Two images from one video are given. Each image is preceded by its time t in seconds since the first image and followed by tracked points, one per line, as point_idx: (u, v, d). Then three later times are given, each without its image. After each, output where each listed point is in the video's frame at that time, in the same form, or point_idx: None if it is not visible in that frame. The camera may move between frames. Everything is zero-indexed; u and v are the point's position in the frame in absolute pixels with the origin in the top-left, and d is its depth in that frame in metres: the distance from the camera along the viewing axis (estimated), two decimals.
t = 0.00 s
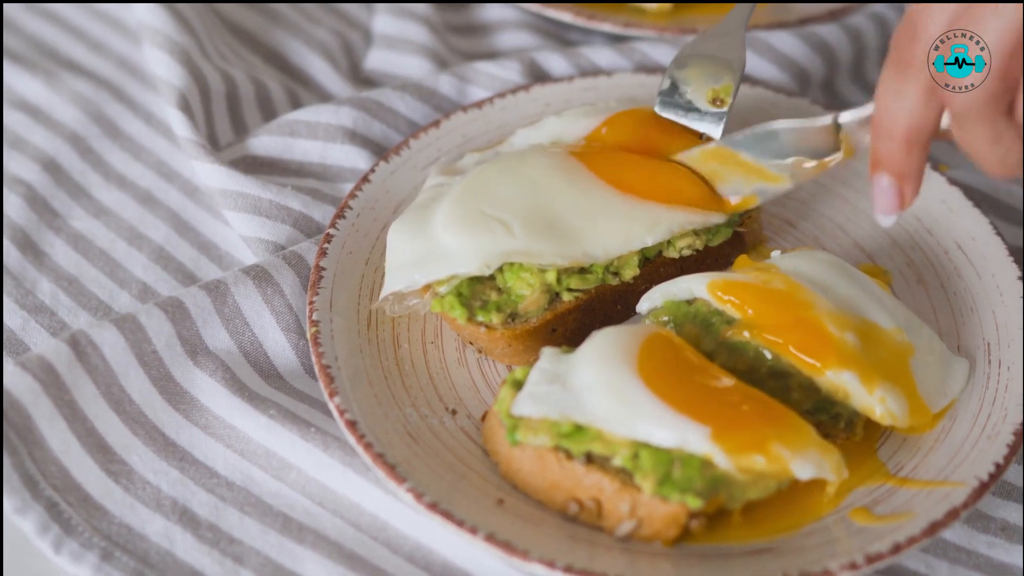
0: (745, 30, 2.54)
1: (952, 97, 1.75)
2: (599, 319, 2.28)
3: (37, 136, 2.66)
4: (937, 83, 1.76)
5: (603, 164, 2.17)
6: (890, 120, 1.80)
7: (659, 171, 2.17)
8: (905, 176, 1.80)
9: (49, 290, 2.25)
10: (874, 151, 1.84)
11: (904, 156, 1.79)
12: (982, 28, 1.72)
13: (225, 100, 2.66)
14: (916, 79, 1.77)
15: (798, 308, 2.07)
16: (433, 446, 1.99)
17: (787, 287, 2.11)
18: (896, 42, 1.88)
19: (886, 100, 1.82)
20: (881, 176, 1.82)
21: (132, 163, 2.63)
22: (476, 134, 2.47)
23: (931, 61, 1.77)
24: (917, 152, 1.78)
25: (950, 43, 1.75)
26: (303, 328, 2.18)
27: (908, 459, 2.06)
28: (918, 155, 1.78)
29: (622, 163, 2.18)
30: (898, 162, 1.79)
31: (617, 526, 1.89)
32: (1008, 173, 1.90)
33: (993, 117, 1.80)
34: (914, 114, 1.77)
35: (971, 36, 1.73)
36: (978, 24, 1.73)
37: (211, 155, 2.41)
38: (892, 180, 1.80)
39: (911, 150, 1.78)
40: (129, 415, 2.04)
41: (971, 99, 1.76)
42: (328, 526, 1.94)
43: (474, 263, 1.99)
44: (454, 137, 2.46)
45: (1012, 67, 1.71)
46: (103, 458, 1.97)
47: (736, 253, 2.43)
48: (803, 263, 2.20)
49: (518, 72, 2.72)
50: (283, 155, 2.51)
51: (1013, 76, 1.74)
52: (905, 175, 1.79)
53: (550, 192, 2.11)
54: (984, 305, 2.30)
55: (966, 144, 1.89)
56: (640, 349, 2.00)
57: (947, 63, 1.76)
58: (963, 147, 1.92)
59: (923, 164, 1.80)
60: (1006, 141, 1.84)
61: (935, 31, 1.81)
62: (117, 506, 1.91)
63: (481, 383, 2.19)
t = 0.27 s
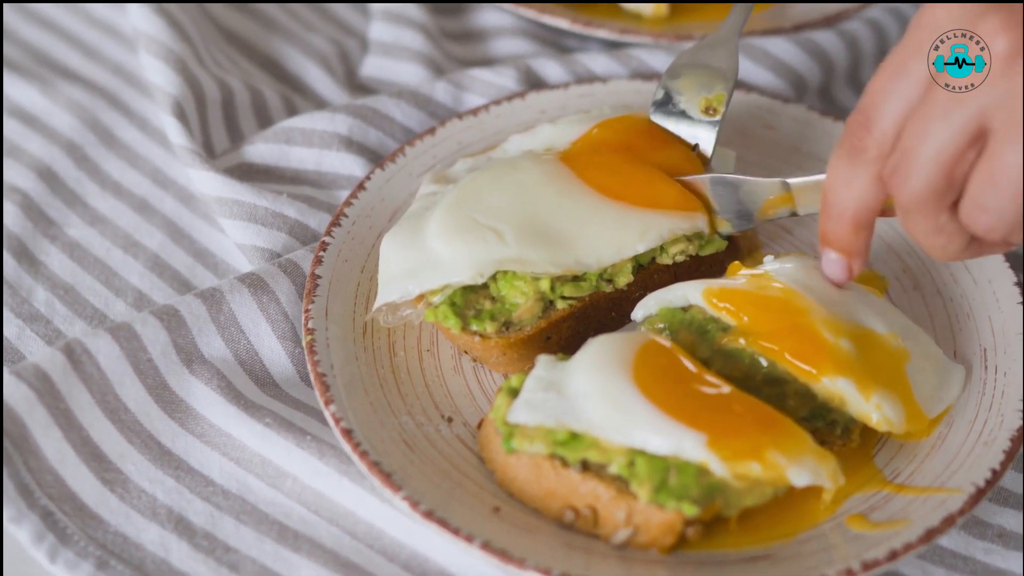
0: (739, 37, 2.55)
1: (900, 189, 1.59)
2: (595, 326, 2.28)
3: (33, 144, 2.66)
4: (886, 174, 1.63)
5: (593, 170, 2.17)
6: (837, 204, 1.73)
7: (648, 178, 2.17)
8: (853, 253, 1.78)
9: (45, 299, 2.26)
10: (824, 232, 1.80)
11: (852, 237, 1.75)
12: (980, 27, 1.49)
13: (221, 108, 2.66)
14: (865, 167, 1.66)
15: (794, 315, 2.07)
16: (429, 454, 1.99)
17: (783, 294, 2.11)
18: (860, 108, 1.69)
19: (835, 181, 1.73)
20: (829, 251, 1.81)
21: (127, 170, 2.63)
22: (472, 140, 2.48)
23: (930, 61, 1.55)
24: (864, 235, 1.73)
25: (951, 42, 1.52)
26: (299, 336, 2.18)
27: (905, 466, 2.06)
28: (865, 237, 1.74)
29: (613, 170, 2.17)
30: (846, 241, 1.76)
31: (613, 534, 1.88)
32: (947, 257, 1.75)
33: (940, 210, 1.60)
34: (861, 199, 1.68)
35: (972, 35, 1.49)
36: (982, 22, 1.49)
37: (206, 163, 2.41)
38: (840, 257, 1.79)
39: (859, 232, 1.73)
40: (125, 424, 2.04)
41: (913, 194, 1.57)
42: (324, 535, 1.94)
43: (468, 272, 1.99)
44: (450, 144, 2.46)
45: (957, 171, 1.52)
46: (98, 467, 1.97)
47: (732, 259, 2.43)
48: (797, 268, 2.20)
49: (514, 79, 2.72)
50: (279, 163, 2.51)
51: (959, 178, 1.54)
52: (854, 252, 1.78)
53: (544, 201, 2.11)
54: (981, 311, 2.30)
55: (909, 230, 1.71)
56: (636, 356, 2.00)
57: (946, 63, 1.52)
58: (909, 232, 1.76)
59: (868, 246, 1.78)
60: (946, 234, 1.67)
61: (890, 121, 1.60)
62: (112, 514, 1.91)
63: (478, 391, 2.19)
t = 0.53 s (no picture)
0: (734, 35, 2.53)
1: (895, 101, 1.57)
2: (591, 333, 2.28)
3: (27, 148, 2.65)
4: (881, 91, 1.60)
5: (598, 188, 2.15)
6: (837, 132, 1.71)
7: (652, 189, 2.16)
8: (876, 178, 1.79)
9: (39, 303, 2.25)
10: (839, 166, 1.80)
11: (869, 163, 1.74)
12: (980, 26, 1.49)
13: (216, 111, 2.66)
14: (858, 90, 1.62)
15: (789, 316, 2.07)
16: (425, 457, 1.99)
17: (778, 296, 2.11)
18: (839, 31, 1.68)
19: (831, 110, 1.71)
20: (851, 182, 1.81)
21: (122, 174, 2.63)
22: (466, 144, 2.48)
23: (931, 62, 1.54)
24: (878, 159, 1.73)
25: (950, 43, 1.47)
26: (293, 339, 2.17)
27: (900, 468, 2.06)
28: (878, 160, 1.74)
29: (616, 186, 2.16)
30: (863, 169, 1.75)
31: (609, 536, 1.88)
32: (964, 163, 1.78)
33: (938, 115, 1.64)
34: (863, 122, 1.65)
35: (971, 36, 1.49)
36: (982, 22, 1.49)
37: (200, 166, 2.41)
38: (865, 185, 1.81)
39: (874, 155, 1.73)
40: (120, 428, 2.03)
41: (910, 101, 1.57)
42: (319, 539, 1.94)
43: (486, 300, 2.00)
44: (445, 147, 2.46)
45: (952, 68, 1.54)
46: (93, 471, 1.97)
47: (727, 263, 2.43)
48: (791, 271, 2.19)
49: (509, 82, 2.72)
50: (274, 167, 2.50)
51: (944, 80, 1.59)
52: (877, 177, 1.79)
53: (552, 219, 2.10)
54: (976, 312, 2.30)
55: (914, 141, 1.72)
56: (631, 359, 2.00)
57: (947, 63, 1.53)
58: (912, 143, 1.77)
59: (887, 168, 1.79)
60: (956, 136, 1.70)
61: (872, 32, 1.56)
62: (107, 518, 1.91)
63: (473, 394, 2.19)
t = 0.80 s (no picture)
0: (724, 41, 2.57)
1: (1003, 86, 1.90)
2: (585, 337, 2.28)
3: (18, 154, 2.65)
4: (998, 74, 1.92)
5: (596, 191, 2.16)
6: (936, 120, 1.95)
7: (649, 194, 2.18)
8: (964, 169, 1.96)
9: (31, 309, 2.25)
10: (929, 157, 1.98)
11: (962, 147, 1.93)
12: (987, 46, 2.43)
13: (208, 116, 2.66)
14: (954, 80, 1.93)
15: (781, 320, 2.07)
16: (417, 462, 1.99)
17: (770, 300, 2.11)
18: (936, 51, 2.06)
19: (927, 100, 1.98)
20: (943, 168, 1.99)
21: (114, 180, 2.63)
22: (458, 149, 2.48)
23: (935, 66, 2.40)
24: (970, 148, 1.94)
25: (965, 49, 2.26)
26: (286, 344, 2.17)
27: (892, 471, 2.06)
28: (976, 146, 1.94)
29: (614, 190, 2.17)
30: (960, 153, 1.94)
31: (602, 541, 1.88)
32: None
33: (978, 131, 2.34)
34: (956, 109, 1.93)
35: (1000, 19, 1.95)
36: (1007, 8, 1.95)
37: (193, 172, 2.41)
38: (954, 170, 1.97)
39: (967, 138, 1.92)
40: (112, 434, 2.03)
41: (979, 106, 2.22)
42: (312, 544, 1.94)
43: (483, 298, 1.99)
44: (437, 152, 2.47)
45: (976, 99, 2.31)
46: (85, 477, 1.97)
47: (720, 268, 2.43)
48: (783, 274, 2.19)
49: (501, 87, 2.73)
50: (266, 172, 2.50)
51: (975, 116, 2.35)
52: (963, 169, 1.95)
53: (548, 220, 2.10)
54: (968, 315, 2.30)
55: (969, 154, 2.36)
56: (623, 363, 2.00)
57: (948, 63, 2.43)
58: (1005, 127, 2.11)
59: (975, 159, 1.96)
60: None
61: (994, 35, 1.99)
62: (100, 525, 1.91)
63: (465, 399, 2.19)
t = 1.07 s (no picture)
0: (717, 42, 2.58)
1: (959, 158, 1.61)
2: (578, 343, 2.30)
3: (12, 161, 2.66)
4: (941, 150, 1.64)
5: (589, 199, 2.17)
6: (899, 185, 1.72)
7: (643, 201, 2.19)
8: (928, 231, 1.78)
9: (25, 315, 2.26)
10: (891, 217, 1.80)
11: (920, 217, 1.75)
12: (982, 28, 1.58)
13: (202, 122, 2.66)
14: (920, 144, 1.67)
15: (775, 325, 2.07)
16: (411, 468, 1.99)
17: (763, 305, 2.11)
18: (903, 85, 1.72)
19: (888, 164, 1.74)
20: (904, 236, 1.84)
21: (108, 186, 2.63)
22: (452, 155, 2.48)
23: (930, 59, 1.69)
24: (932, 213, 1.73)
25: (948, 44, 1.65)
26: (280, 351, 2.15)
27: (886, 476, 2.06)
28: (934, 216, 1.75)
29: (607, 197, 2.18)
30: (916, 223, 1.76)
31: (595, 546, 1.88)
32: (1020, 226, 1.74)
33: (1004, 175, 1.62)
34: (921, 175, 1.68)
35: (971, 36, 1.62)
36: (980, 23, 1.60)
37: (186, 178, 2.41)
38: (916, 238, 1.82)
39: (928, 210, 1.73)
40: (106, 440, 2.04)
41: (973, 161, 1.60)
42: (306, 551, 1.94)
43: (476, 304, 1.99)
44: (431, 157, 2.47)
45: (1016, 130, 1.55)
46: (79, 484, 1.98)
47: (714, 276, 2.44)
48: (776, 279, 2.20)
49: (495, 92, 2.73)
50: (260, 178, 2.51)
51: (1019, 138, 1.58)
52: (928, 231, 1.78)
53: (541, 226, 2.11)
54: (961, 320, 2.31)
55: (972, 202, 1.72)
56: (617, 369, 2.00)
57: (946, 62, 1.69)
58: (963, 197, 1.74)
59: (940, 220, 1.77)
60: (1013, 200, 1.67)
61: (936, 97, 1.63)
62: (93, 532, 1.92)
63: (459, 404, 2.19)
